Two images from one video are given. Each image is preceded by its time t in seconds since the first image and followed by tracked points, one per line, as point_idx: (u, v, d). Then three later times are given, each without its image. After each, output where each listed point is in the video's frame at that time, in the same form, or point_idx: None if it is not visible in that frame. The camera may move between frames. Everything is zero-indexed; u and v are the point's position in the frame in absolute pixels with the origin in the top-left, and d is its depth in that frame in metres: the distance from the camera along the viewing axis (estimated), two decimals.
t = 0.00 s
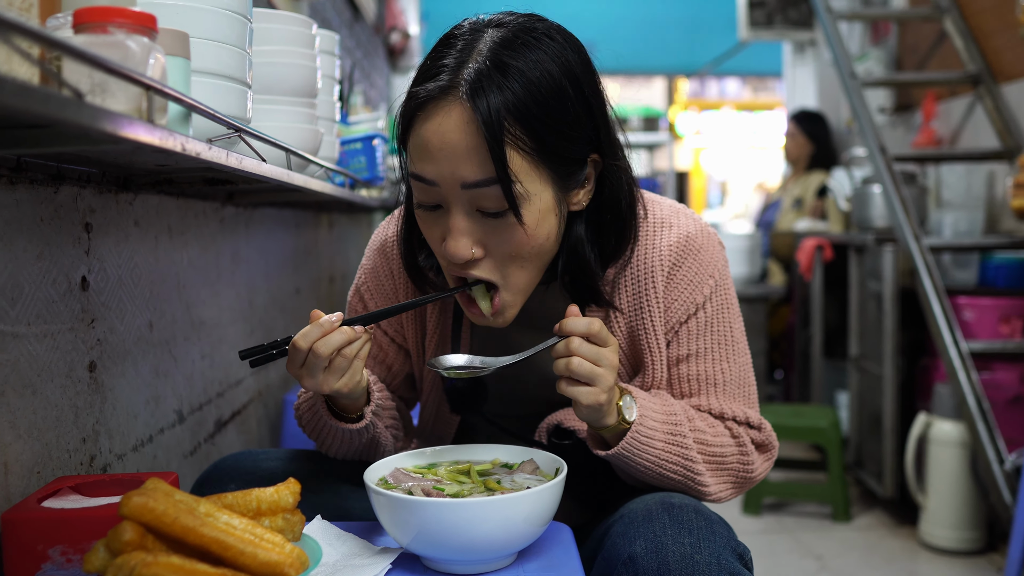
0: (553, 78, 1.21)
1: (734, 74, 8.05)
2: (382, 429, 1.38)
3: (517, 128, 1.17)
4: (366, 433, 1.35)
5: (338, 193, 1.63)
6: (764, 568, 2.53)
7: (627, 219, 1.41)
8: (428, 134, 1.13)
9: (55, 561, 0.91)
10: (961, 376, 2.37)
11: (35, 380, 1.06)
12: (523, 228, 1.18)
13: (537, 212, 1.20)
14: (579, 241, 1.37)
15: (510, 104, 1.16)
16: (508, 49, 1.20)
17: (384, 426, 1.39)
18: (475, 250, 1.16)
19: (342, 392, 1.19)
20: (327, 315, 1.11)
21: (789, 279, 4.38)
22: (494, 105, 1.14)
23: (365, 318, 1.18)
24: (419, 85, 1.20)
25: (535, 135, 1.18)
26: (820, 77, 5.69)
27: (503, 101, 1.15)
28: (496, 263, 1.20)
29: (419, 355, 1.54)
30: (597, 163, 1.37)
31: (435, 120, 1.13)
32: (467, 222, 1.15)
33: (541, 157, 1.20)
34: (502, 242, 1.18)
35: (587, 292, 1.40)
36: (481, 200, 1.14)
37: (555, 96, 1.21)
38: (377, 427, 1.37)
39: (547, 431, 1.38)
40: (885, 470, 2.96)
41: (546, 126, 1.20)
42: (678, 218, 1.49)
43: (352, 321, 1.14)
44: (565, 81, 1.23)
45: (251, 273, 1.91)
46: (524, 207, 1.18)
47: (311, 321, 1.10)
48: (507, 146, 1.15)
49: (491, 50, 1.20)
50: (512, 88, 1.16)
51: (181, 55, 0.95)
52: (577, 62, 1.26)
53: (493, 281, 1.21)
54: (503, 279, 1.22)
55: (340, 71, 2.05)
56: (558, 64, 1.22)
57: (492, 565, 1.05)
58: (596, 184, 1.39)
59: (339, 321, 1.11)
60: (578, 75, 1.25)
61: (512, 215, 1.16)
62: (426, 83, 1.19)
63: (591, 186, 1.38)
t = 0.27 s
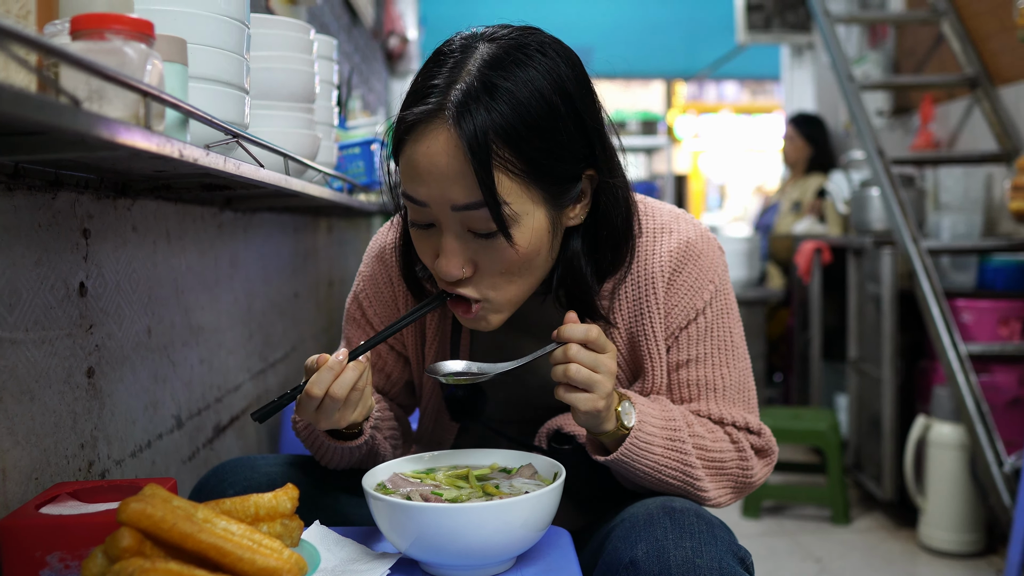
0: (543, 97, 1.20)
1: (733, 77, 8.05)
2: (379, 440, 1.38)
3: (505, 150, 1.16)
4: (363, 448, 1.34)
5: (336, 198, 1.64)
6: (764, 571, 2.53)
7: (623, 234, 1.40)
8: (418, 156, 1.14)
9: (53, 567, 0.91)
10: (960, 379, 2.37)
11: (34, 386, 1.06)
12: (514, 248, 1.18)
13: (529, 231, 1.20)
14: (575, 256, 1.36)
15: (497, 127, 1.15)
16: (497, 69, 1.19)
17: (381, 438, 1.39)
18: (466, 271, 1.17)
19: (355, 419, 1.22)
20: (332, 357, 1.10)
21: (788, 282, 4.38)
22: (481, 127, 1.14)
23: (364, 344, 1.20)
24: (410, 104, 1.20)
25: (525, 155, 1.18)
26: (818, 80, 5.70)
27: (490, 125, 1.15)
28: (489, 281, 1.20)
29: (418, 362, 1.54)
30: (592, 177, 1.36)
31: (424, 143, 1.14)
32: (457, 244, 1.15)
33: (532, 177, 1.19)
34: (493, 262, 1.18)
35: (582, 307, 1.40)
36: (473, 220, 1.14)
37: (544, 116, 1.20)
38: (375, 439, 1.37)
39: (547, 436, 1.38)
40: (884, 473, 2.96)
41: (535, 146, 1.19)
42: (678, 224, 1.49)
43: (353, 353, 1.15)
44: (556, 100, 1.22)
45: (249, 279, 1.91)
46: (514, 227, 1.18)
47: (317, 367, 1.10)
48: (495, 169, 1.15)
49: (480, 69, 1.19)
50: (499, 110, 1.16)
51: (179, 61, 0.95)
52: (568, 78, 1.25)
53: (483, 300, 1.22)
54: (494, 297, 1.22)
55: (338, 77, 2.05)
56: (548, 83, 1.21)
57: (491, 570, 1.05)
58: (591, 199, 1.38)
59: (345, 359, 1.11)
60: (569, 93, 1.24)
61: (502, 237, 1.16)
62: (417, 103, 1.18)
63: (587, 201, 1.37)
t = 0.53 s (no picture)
0: (542, 104, 1.20)
1: (730, 80, 8.06)
2: (360, 455, 1.39)
3: (509, 157, 1.16)
4: (340, 463, 1.36)
5: (334, 203, 1.64)
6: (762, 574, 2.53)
7: (622, 240, 1.40)
8: (420, 166, 1.13)
9: (50, 574, 0.91)
10: (958, 381, 2.37)
11: (31, 391, 1.06)
12: (519, 255, 1.18)
13: (532, 238, 1.20)
14: (577, 260, 1.36)
15: (499, 136, 1.15)
16: (496, 77, 1.19)
17: (364, 453, 1.40)
18: (471, 278, 1.17)
19: (307, 439, 1.24)
20: (275, 379, 1.12)
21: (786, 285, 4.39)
22: (483, 137, 1.14)
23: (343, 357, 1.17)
24: (410, 113, 1.20)
25: (527, 162, 1.18)
26: (816, 83, 5.70)
27: (493, 134, 1.15)
28: (494, 288, 1.20)
29: (416, 368, 1.54)
30: (591, 182, 1.36)
31: (426, 153, 1.13)
32: (463, 252, 1.15)
33: (534, 184, 1.19)
34: (499, 268, 1.18)
35: (589, 310, 1.40)
36: (477, 229, 1.14)
37: (544, 124, 1.20)
38: (352, 454, 1.36)
39: (544, 441, 1.39)
40: (882, 476, 2.96)
41: (537, 154, 1.19)
42: (675, 228, 1.49)
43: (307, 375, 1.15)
44: (555, 106, 1.22)
45: (247, 283, 1.91)
46: (518, 235, 1.18)
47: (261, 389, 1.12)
48: (500, 178, 1.15)
49: (479, 77, 1.19)
50: (500, 119, 1.16)
51: (176, 67, 0.95)
52: (566, 84, 1.25)
53: (487, 305, 1.21)
54: (497, 303, 1.22)
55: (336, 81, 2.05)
56: (547, 89, 1.21)
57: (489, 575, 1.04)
58: (590, 204, 1.38)
59: (290, 383, 1.12)
60: (567, 99, 1.24)
61: (507, 244, 1.16)
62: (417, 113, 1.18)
63: (587, 205, 1.37)
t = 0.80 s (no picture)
0: (542, 106, 1.20)
1: (730, 81, 8.06)
2: (359, 459, 1.39)
3: (508, 159, 1.16)
4: (338, 466, 1.36)
5: (333, 204, 1.64)
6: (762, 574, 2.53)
7: (619, 239, 1.41)
8: (419, 169, 1.13)
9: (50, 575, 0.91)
10: (957, 381, 2.37)
11: (30, 394, 1.06)
12: (519, 257, 1.18)
13: (534, 239, 1.20)
14: (574, 260, 1.37)
15: (499, 138, 1.15)
16: (494, 79, 1.19)
17: (362, 458, 1.40)
18: (473, 282, 1.17)
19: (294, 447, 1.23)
20: (266, 387, 1.12)
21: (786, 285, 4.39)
22: (483, 140, 1.14)
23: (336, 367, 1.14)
24: (407, 116, 1.20)
25: (526, 164, 1.18)
26: (815, 83, 5.71)
27: (492, 136, 1.15)
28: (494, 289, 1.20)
29: (414, 371, 1.55)
30: (589, 182, 1.37)
31: (425, 157, 1.13)
32: (464, 255, 1.15)
33: (535, 184, 1.20)
34: (499, 269, 1.18)
35: (584, 310, 1.41)
36: (477, 231, 1.14)
37: (543, 125, 1.20)
38: (351, 459, 1.37)
39: (543, 443, 1.37)
40: (883, 476, 2.96)
41: (536, 155, 1.19)
42: (674, 228, 1.49)
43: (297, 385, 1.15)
44: (553, 107, 1.22)
45: (247, 284, 1.91)
46: (519, 236, 1.18)
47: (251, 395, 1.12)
48: (499, 180, 1.15)
49: (476, 79, 1.19)
50: (499, 122, 1.16)
51: (175, 69, 0.95)
52: (564, 84, 1.25)
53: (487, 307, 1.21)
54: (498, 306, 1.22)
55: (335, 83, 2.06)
56: (545, 90, 1.21)
57: None
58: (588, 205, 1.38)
59: (281, 391, 1.12)
60: (565, 99, 1.25)
61: (506, 246, 1.17)
62: (416, 116, 1.18)
63: (584, 206, 1.37)
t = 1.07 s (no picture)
0: (547, 94, 1.21)
1: (730, 82, 8.06)
2: (361, 462, 1.39)
3: (515, 143, 1.17)
4: (340, 468, 1.36)
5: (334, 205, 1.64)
6: None
7: (620, 229, 1.41)
8: (425, 153, 1.13)
9: None
10: (958, 384, 2.37)
11: (30, 395, 1.06)
12: (522, 242, 1.18)
13: (537, 225, 1.20)
14: (575, 248, 1.37)
15: (506, 122, 1.15)
16: (500, 66, 1.19)
17: (363, 460, 1.40)
18: (474, 267, 1.16)
19: (290, 452, 1.23)
20: (255, 396, 1.12)
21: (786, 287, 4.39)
22: (490, 124, 1.14)
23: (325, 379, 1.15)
24: (413, 102, 1.20)
25: (533, 148, 1.18)
26: (815, 84, 5.71)
27: (500, 120, 1.15)
28: (497, 277, 1.19)
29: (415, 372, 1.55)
30: (590, 172, 1.37)
31: (432, 141, 1.13)
32: (468, 239, 1.15)
33: (540, 169, 1.20)
34: (502, 255, 1.18)
35: (585, 299, 1.40)
36: (482, 216, 1.13)
37: (549, 112, 1.21)
38: (352, 462, 1.37)
39: (544, 444, 1.38)
40: (883, 479, 2.96)
41: (542, 141, 1.20)
42: (673, 230, 1.49)
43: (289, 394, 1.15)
44: (558, 94, 1.23)
45: (247, 285, 1.91)
46: (523, 221, 1.18)
47: (243, 403, 1.12)
48: (506, 163, 1.15)
49: (482, 66, 1.19)
50: (507, 107, 1.16)
51: (176, 70, 0.95)
52: (568, 73, 1.26)
53: (489, 296, 1.20)
54: (497, 296, 1.21)
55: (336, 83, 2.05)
56: (550, 78, 1.22)
57: None
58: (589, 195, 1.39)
59: (270, 400, 1.12)
60: (570, 88, 1.25)
61: (511, 230, 1.16)
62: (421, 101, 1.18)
63: (586, 196, 1.38)
